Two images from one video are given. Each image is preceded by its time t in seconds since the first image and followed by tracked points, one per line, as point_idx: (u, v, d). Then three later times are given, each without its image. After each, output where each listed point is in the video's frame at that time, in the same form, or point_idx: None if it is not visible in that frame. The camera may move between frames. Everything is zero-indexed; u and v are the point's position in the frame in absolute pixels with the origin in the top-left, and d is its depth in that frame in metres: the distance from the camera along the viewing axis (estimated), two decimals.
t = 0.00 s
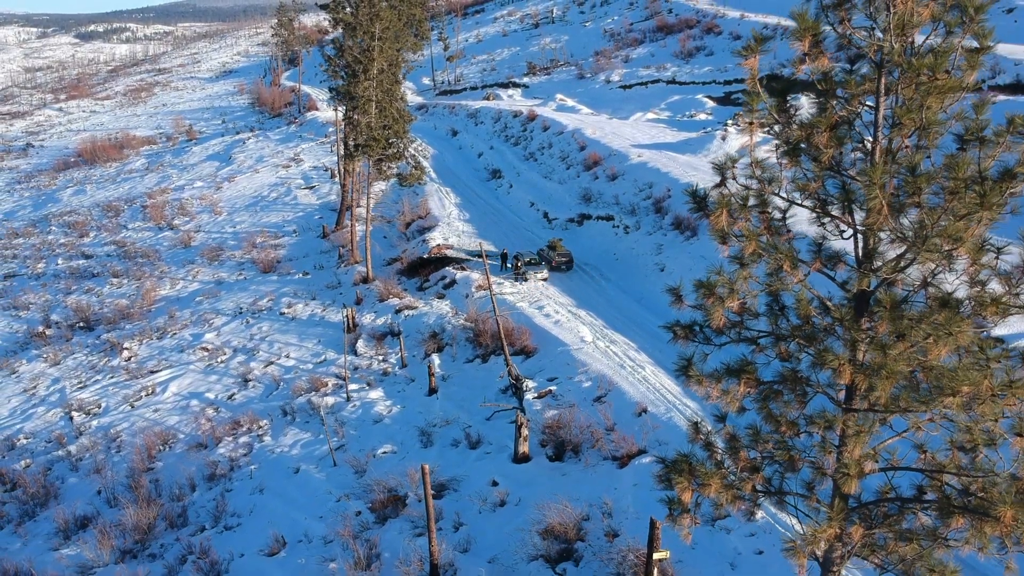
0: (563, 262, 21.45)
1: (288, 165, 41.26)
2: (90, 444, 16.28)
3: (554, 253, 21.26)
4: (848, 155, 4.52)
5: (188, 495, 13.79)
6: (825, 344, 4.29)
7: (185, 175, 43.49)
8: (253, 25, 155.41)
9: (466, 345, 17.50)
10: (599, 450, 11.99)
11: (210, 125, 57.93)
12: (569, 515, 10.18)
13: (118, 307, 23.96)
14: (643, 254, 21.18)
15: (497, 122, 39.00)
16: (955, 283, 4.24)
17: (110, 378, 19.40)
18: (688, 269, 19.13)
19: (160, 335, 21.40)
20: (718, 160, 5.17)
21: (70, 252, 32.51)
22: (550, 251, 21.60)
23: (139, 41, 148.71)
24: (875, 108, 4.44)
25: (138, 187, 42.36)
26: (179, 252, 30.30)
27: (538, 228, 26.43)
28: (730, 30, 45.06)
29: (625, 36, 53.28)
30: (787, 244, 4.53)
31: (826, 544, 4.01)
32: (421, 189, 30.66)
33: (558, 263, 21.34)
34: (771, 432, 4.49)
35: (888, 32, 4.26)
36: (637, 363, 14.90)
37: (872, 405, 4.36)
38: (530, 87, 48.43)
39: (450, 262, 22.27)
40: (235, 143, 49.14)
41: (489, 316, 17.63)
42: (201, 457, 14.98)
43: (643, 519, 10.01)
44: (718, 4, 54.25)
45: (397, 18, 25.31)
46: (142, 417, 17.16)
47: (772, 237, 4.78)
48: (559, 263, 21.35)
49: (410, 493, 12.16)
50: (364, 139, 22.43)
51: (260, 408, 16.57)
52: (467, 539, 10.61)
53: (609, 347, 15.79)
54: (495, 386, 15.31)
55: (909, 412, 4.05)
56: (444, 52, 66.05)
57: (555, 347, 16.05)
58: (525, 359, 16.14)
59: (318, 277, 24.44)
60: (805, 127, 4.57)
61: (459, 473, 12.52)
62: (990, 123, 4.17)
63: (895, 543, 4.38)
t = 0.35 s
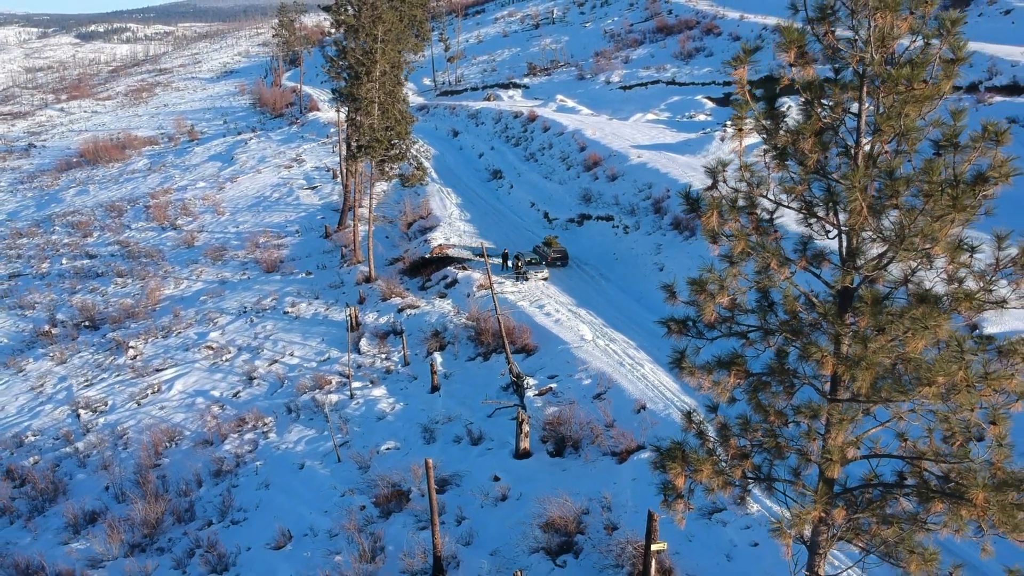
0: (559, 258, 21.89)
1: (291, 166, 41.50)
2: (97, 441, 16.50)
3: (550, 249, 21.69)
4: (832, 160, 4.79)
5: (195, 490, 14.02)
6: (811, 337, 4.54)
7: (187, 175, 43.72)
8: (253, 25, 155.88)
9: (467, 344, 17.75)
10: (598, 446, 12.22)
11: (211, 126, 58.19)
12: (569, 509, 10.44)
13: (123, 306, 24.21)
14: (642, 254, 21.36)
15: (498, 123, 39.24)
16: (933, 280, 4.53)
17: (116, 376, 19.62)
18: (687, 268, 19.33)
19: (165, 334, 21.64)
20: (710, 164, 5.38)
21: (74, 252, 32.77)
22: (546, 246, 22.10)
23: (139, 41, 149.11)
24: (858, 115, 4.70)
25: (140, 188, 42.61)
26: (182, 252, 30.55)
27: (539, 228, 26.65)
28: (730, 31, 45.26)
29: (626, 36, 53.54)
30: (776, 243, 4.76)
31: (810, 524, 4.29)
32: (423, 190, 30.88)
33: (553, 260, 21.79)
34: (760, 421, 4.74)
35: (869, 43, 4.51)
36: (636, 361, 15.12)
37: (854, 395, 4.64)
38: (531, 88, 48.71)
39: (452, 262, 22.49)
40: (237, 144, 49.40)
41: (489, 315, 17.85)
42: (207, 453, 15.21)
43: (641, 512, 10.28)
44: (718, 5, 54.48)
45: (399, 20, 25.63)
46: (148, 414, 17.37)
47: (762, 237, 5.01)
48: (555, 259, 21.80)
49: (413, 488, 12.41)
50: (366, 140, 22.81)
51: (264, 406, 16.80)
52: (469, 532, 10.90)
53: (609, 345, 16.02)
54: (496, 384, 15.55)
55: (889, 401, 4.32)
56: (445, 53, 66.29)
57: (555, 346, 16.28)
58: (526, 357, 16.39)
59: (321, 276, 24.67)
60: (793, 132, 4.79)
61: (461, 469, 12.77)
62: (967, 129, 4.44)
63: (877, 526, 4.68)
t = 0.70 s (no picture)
0: (553, 254, 22.40)
1: (293, 167, 41.81)
2: (105, 439, 16.74)
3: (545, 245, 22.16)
4: (816, 166, 5.09)
5: (202, 486, 14.25)
6: (794, 333, 4.82)
7: (190, 177, 44.01)
8: (254, 26, 156.70)
9: (470, 343, 18.02)
10: (598, 442, 12.50)
11: (213, 127, 58.52)
12: (569, 502, 10.73)
13: (129, 306, 24.48)
14: (641, 255, 21.61)
15: (499, 124, 39.55)
16: (911, 278, 4.82)
17: (122, 375, 19.85)
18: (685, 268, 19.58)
19: (170, 334, 21.90)
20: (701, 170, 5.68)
21: (78, 252, 33.07)
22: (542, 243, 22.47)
23: (140, 42, 149.50)
24: (841, 123, 4.99)
25: (143, 189, 42.91)
26: (186, 253, 30.84)
27: (539, 229, 26.94)
28: (729, 33, 45.54)
29: (626, 38, 53.86)
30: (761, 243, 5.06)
31: (794, 507, 4.59)
32: (425, 191, 31.16)
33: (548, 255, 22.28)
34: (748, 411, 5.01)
35: (849, 56, 4.80)
36: (635, 359, 15.39)
37: (836, 387, 4.94)
38: (531, 90, 49.05)
39: (453, 262, 22.77)
40: (239, 145, 49.73)
41: (491, 314, 18.14)
42: (214, 451, 15.46)
43: (639, 506, 10.54)
44: (717, 7, 54.83)
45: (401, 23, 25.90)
46: (155, 412, 17.60)
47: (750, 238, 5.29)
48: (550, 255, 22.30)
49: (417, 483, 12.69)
50: (370, 143, 23.17)
51: (270, 404, 17.06)
52: (472, 526, 11.22)
53: (609, 344, 16.30)
54: (498, 382, 15.84)
55: (869, 392, 4.62)
56: (445, 55, 66.66)
57: (555, 345, 16.55)
58: (527, 355, 16.68)
59: (324, 277, 24.94)
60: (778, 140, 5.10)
61: (464, 465, 13.07)
62: (943, 137, 4.73)
63: (859, 511, 4.99)
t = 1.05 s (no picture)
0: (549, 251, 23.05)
1: (295, 168, 42.11)
2: (113, 437, 16.97)
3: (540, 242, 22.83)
4: (803, 170, 5.40)
5: (209, 482, 14.49)
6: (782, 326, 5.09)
7: (192, 178, 44.32)
8: (254, 27, 157.38)
9: (471, 342, 18.28)
10: (597, 439, 12.76)
11: (215, 128, 58.85)
12: (568, 497, 11.01)
13: (134, 306, 24.76)
14: (641, 256, 21.85)
15: (500, 126, 39.87)
16: (893, 276, 5.13)
17: (128, 374, 20.10)
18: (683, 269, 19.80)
19: (176, 333, 22.17)
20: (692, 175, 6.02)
21: (82, 253, 33.36)
22: (539, 242, 23.07)
23: (141, 44, 149.93)
24: (826, 130, 5.31)
25: (146, 190, 43.21)
26: (190, 254, 31.12)
27: (539, 230, 27.23)
28: (728, 35, 45.84)
29: (625, 40, 54.18)
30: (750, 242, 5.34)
31: (781, 492, 4.87)
32: (426, 192, 31.45)
33: (545, 253, 22.93)
34: (740, 402, 5.26)
35: (833, 67, 5.13)
36: (634, 358, 15.65)
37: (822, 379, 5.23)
38: (531, 91, 49.38)
39: (455, 262, 23.06)
40: (242, 147, 50.04)
41: (492, 314, 18.41)
42: (220, 448, 15.70)
43: (637, 500, 10.81)
44: (717, 9, 55.15)
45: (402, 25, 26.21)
46: (161, 410, 17.84)
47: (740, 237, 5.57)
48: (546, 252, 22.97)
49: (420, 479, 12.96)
50: (372, 144, 23.51)
51: (275, 402, 17.32)
52: (474, 520, 11.50)
53: (608, 343, 16.57)
54: (500, 380, 16.11)
55: (852, 383, 4.91)
56: (446, 56, 66.97)
57: (555, 344, 16.82)
58: (527, 354, 16.96)
59: (327, 277, 25.23)
60: (766, 145, 5.40)
61: (466, 461, 13.35)
62: (922, 143, 5.05)
63: (845, 498, 5.26)
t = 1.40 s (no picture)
0: (546, 249, 23.75)
1: (297, 169, 42.41)
2: (120, 433, 17.23)
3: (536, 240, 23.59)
4: (790, 174, 5.77)
5: (216, 478, 14.75)
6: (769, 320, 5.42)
7: (195, 179, 44.65)
8: (254, 28, 157.85)
9: (473, 340, 18.57)
10: (597, 435, 13.04)
11: (216, 129, 59.19)
12: (569, 491, 11.31)
13: (140, 306, 25.06)
14: (640, 256, 22.12)
15: (500, 127, 40.19)
16: (874, 274, 5.48)
17: (135, 372, 20.38)
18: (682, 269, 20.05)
19: (182, 333, 22.46)
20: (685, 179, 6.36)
21: (87, 254, 33.68)
22: (534, 239, 23.86)
23: (141, 44, 150.28)
24: (810, 137, 5.70)
25: (150, 191, 43.53)
26: (194, 254, 31.42)
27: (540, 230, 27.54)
28: (727, 37, 46.20)
29: (625, 42, 54.51)
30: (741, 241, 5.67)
31: (768, 477, 5.22)
32: (428, 193, 31.77)
33: (541, 250, 23.66)
34: (730, 392, 5.57)
35: (818, 77, 5.54)
36: (632, 356, 15.94)
37: (808, 370, 5.59)
38: (532, 93, 49.71)
39: (457, 262, 23.37)
40: (244, 148, 50.37)
41: (494, 313, 18.74)
42: (227, 444, 15.96)
43: (635, 494, 11.10)
44: (716, 11, 55.47)
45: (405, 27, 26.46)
46: (168, 408, 18.09)
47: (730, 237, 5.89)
48: (543, 249, 23.70)
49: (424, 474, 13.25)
50: (375, 147, 23.83)
51: (280, 400, 17.60)
52: (477, 513, 11.83)
53: (608, 342, 16.88)
54: (501, 377, 16.41)
55: (835, 373, 5.25)
56: (446, 58, 67.32)
57: (555, 342, 17.12)
58: (528, 353, 17.27)
59: (330, 277, 25.54)
60: (755, 150, 5.74)
61: (468, 457, 13.66)
62: (901, 149, 5.43)
63: (830, 484, 5.60)
